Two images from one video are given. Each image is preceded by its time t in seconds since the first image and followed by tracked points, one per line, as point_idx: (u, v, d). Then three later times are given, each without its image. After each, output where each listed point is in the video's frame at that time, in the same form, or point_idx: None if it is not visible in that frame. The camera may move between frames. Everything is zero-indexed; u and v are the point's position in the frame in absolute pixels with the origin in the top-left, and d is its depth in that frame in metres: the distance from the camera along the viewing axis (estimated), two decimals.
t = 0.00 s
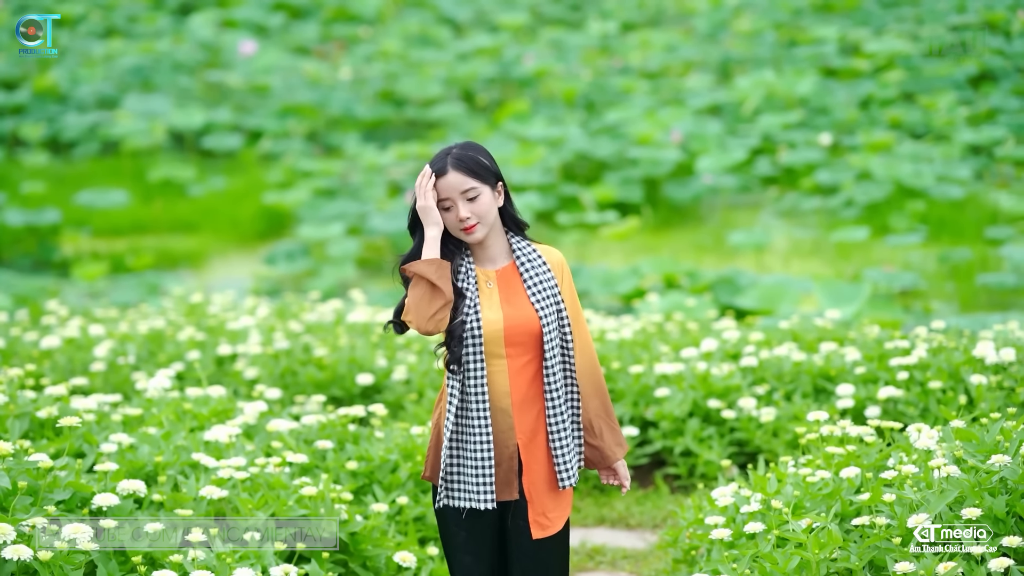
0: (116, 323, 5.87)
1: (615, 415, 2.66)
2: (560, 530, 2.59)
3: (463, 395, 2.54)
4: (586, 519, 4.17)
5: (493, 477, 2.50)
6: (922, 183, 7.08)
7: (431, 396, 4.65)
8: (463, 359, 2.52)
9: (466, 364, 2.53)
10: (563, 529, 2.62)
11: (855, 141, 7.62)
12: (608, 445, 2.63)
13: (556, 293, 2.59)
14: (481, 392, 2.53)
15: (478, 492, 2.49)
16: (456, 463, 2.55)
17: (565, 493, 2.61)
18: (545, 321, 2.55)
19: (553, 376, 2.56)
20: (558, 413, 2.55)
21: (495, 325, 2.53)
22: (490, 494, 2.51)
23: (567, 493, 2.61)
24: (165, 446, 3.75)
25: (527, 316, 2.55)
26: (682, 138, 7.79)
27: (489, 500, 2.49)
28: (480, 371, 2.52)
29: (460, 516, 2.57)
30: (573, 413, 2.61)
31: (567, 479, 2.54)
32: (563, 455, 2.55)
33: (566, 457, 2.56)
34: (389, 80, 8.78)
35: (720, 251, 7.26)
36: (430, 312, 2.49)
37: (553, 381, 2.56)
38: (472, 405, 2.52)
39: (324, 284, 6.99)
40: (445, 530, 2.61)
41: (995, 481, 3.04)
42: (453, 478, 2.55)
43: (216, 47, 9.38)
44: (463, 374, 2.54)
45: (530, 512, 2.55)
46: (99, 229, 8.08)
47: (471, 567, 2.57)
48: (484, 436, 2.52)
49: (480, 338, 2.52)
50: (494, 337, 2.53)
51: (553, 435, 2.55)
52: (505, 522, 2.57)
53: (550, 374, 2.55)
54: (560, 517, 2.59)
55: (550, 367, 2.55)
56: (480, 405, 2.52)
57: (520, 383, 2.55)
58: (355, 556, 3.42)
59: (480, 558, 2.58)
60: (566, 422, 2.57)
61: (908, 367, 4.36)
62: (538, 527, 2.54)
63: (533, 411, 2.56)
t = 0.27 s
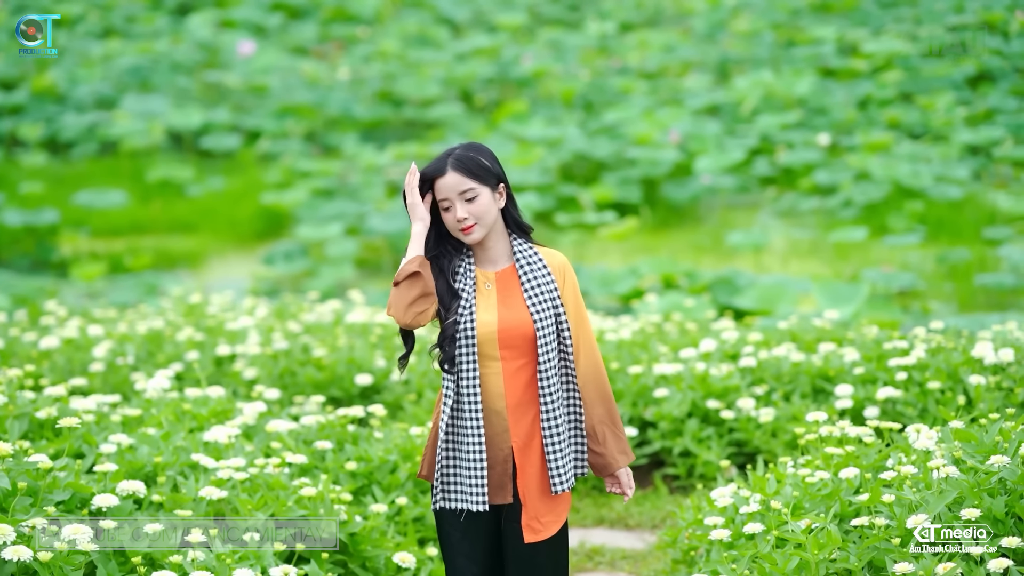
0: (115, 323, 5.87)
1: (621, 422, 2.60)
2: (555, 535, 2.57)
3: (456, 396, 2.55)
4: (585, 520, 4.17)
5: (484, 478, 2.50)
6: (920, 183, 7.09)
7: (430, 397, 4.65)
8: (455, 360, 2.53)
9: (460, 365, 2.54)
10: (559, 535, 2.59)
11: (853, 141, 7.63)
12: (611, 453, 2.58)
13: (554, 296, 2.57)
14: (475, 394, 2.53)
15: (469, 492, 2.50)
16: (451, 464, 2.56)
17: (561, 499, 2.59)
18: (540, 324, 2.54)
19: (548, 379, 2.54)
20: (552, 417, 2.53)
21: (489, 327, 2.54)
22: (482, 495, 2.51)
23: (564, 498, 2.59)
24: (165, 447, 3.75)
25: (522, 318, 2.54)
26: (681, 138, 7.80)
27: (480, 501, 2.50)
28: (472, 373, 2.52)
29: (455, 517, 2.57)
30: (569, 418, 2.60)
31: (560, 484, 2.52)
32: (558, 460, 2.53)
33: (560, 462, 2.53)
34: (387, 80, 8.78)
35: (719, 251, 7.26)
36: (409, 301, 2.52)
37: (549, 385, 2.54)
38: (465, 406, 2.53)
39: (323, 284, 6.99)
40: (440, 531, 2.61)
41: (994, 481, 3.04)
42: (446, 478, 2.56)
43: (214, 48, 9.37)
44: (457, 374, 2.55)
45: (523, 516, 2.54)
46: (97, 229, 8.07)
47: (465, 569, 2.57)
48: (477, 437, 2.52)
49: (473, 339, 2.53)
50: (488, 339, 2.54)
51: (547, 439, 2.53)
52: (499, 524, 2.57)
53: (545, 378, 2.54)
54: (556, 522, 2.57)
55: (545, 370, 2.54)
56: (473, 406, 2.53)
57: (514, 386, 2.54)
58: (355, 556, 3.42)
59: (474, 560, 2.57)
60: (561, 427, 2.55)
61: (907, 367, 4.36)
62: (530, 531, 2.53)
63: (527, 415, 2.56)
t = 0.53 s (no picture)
0: (117, 322, 5.86)
1: (626, 428, 2.57)
2: (550, 539, 2.57)
3: (451, 396, 2.56)
4: (587, 519, 4.18)
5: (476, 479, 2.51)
6: (921, 182, 7.09)
7: (431, 396, 4.65)
8: (450, 360, 2.54)
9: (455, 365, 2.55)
10: (556, 537, 2.59)
11: (854, 141, 7.63)
12: (613, 458, 2.56)
13: (552, 299, 2.55)
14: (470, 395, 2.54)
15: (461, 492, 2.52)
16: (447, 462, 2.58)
17: (558, 501, 2.58)
18: (535, 327, 2.52)
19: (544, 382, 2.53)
20: (546, 421, 2.53)
21: (485, 328, 2.54)
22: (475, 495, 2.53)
23: (561, 501, 2.58)
24: (167, 446, 3.75)
25: (517, 320, 2.53)
26: (682, 138, 7.80)
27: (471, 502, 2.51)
28: (466, 373, 2.52)
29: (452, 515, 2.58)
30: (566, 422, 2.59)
31: (553, 487, 2.52)
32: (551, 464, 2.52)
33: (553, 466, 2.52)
34: (387, 80, 8.78)
35: (720, 251, 7.26)
36: (392, 295, 2.55)
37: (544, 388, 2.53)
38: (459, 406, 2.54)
39: (324, 284, 6.99)
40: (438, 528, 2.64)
41: (996, 481, 3.04)
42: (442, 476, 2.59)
43: (214, 47, 9.37)
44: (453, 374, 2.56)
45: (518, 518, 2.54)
46: (98, 228, 8.06)
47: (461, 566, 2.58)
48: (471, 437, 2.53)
49: (468, 340, 2.53)
50: (483, 339, 2.53)
51: (541, 441, 2.53)
52: (494, 525, 2.58)
53: (540, 381, 2.52)
54: (552, 525, 2.57)
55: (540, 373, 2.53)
56: (466, 406, 2.53)
57: (509, 387, 2.54)
58: (357, 556, 3.42)
59: (471, 561, 2.58)
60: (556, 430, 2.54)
61: (909, 367, 4.37)
62: (524, 534, 2.53)
63: (523, 417, 2.55)
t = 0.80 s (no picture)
0: (119, 322, 5.86)
1: (625, 433, 2.54)
2: (544, 543, 2.54)
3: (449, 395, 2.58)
4: (589, 519, 4.18)
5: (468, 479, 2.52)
6: (923, 182, 7.09)
7: (433, 396, 4.66)
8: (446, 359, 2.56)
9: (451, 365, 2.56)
10: (552, 541, 2.56)
11: (855, 140, 7.63)
12: (611, 464, 2.53)
13: (548, 301, 2.53)
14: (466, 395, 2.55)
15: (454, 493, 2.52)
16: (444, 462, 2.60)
17: (554, 505, 2.55)
18: (528, 328, 2.51)
19: (537, 385, 2.51)
20: (539, 423, 2.50)
21: (480, 328, 2.54)
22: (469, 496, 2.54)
23: (557, 504, 2.55)
24: (170, 446, 3.75)
25: (512, 322, 2.53)
26: (683, 137, 7.80)
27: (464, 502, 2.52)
28: (461, 374, 2.54)
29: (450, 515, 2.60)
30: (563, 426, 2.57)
31: (544, 490, 2.48)
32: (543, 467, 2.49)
33: (545, 470, 2.49)
34: (388, 79, 8.78)
35: (721, 250, 7.26)
36: (382, 301, 2.64)
37: (537, 390, 2.51)
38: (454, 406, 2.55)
39: (325, 283, 6.99)
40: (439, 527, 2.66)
41: (999, 480, 3.04)
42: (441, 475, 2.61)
43: (216, 46, 9.37)
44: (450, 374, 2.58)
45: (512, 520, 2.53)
46: (99, 228, 8.06)
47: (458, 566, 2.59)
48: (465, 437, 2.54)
49: (463, 340, 2.54)
50: (478, 340, 2.54)
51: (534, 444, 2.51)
52: (491, 526, 2.58)
53: (533, 383, 2.51)
54: (547, 529, 2.54)
55: (533, 375, 2.51)
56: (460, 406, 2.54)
57: (504, 389, 2.54)
58: (360, 555, 3.42)
59: (470, 560, 2.58)
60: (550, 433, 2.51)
61: (911, 366, 4.37)
62: (517, 536, 2.51)
63: (518, 419, 2.54)
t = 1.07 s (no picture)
0: (121, 321, 5.87)
1: (619, 438, 2.48)
2: (540, 547, 2.49)
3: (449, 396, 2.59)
4: (592, 518, 4.19)
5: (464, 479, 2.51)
6: (924, 181, 7.10)
7: (435, 395, 4.66)
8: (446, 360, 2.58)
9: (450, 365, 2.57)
10: (549, 544, 2.51)
11: (856, 139, 7.63)
12: (603, 469, 2.48)
13: (542, 302, 2.49)
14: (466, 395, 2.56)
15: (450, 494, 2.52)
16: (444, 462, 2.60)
17: (550, 508, 2.50)
18: (521, 329, 2.48)
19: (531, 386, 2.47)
20: (532, 425, 2.47)
21: (477, 329, 2.54)
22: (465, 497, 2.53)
23: (553, 507, 2.51)
24: (173, 445, 3.76)
25: (507, 323, 2.51)
26: (684, 137, 7.80)
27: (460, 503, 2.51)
28: (458, 374, 2.54)
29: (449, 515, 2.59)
30: (559, 430, 2.52)
31: (536, 493, 2.44)
32: (536, 469, 2.45)
33: (537, 472, 2.45)
34: (389, 78, 8.78)
35: (722, 250, 7.27)
36: (386, 319, 2.71)
37: (531, 391, 2.47)
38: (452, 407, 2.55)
39: (327, 282, 6.99)
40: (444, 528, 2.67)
41: (1002, 480, 3.05)
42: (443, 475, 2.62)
43: (217, 45, 9.36)
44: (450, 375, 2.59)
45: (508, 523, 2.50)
46: (100, 227, 8.06)
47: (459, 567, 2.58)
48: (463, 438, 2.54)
49: (461, 341, 2.55)
50: (476, 341, 2.54)
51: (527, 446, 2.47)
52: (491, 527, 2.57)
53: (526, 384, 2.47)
54: (543, 532, 2.49)
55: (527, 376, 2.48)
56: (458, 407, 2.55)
57: (501, 390, 2.52)
58: (363, 554, 3.42)
59: (471, 562, 2.57)
60: (545, 435, 2.48)
61: (913, 366, 4.37)
62: (511, 538, 2.48)
63: (515, 420, 2.52)
